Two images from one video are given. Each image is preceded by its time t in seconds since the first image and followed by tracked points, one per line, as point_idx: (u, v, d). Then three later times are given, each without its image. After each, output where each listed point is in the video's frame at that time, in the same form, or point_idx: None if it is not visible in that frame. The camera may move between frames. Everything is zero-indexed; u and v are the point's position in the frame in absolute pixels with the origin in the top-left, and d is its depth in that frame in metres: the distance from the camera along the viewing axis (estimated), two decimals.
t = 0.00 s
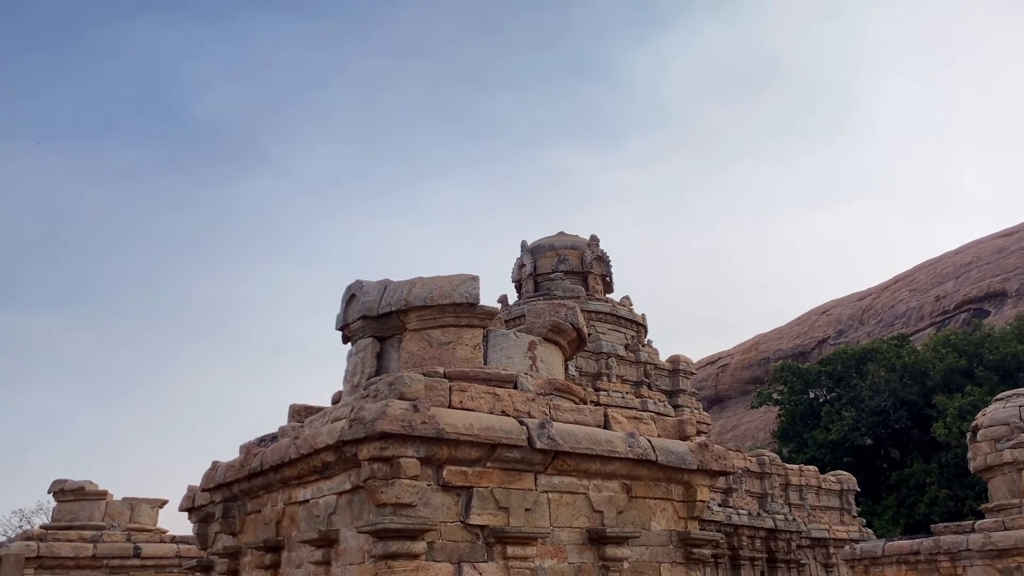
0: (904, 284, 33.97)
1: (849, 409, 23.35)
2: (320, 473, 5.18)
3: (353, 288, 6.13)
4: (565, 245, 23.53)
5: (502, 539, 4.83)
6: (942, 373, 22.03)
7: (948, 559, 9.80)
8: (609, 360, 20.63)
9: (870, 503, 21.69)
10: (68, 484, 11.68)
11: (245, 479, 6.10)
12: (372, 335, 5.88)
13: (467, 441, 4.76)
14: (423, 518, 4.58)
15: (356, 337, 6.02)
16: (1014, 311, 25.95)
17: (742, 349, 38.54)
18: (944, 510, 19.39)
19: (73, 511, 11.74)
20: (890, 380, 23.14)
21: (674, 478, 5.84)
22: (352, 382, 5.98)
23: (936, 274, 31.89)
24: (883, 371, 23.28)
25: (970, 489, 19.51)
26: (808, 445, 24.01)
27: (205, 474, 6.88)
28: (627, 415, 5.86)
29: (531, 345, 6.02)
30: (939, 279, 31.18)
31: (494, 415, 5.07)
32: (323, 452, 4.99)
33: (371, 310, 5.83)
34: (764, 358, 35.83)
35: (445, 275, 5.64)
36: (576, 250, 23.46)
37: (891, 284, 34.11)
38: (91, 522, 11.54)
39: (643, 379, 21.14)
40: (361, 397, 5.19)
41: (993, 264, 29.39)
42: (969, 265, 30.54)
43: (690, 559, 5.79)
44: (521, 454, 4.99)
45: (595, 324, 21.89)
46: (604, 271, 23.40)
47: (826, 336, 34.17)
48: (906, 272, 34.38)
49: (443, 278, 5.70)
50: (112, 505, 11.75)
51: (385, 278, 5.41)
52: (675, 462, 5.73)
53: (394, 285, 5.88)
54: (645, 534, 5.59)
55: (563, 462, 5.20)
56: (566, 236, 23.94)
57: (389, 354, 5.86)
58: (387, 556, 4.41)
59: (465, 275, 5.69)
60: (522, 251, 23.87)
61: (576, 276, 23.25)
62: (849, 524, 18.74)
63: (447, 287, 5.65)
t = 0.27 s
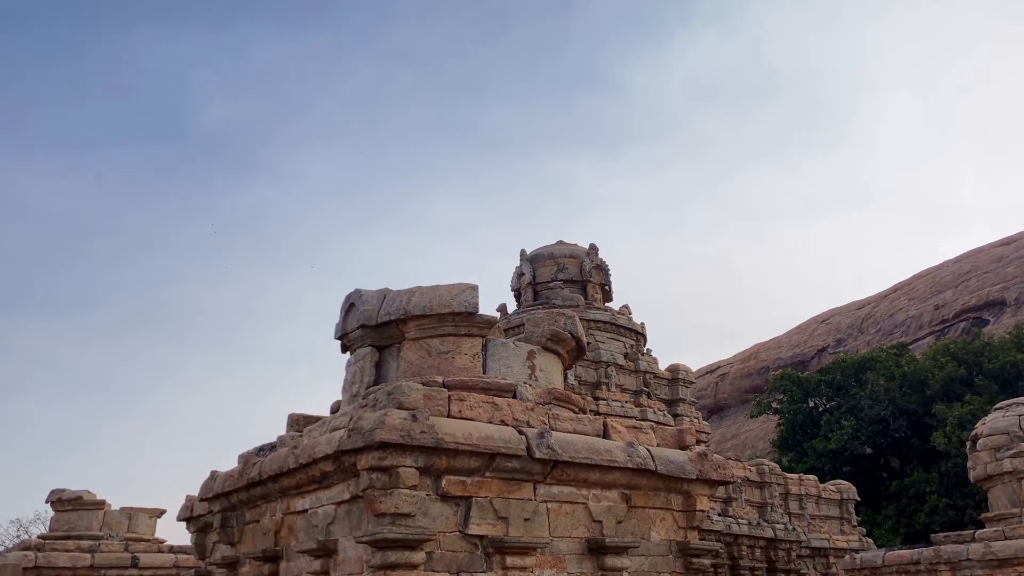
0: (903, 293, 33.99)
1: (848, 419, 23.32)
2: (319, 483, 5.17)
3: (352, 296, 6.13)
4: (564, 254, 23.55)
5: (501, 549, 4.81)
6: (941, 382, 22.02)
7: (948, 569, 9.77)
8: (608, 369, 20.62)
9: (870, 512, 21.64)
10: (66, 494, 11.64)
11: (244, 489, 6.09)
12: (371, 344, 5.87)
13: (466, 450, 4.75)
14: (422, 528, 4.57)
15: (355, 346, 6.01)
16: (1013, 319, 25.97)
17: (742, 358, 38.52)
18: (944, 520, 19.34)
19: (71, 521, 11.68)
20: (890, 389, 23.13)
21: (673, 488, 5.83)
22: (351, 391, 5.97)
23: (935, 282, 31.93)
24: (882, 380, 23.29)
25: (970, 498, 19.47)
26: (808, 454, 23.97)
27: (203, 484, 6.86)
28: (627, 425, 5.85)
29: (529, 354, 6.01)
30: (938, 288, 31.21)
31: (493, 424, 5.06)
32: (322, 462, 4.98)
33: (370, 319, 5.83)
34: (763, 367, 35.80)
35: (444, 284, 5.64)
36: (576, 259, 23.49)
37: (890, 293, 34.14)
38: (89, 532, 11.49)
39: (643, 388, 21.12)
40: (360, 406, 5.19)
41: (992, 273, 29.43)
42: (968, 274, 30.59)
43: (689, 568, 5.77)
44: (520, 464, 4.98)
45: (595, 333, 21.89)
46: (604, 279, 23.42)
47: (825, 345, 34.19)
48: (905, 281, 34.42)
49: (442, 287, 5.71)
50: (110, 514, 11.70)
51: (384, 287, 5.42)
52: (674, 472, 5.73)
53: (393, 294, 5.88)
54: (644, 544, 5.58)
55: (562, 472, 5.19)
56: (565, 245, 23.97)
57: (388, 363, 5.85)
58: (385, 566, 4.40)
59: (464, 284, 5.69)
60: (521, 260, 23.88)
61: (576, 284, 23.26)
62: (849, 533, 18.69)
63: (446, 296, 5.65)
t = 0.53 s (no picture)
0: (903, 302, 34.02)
1: (848, 428, 23.29)
2: (318, 492, 5.16)
3: (351, 306, 6.13)
4: (563, 262, 23.57)
5: (500, 559, 4.80)
6: (941, 391, 22.01)
7: None
8: (608, 378, 20.61)
9: (870, 522, 21.59)
10: (64, 503, 11.60)
11: (242, 499, 6.08)
12: (370, 353, 5.87)
13: (465, 460, 4.75)
14: (420, 537, 4.56)
15: (354, 355, 6.01)
16: (1013, 328, 25.98)
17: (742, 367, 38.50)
18: (945, 529, 19.29)
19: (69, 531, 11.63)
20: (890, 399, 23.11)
21: (673, 497, 5.82)
22: (350, 401, 5.97)
23: (934, 291, 31.94)
24: (881, 389, 23.28)
25: (970, 508, 19.41)
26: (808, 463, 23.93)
27: (202, 494, 6.85)
28: (626, 434, 5.84)
29: (529, 363, 6.01)
30: (937, 297, 31.22)
31: (492, 434, 5.06)
32: (321, 471, 4.97)
33: (369, 328, 5.83)
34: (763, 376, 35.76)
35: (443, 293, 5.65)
36: (575, 268, 23.51)
37: (889, 302, 34.15)
38: (87, 542, 11.44)
39: (642, 397, 21.10)
40: (359, 415, 5.18)
41: (991, 282, 29.44)
42: (967, 282, 30.61)
43: None
44: (519, 473, 4.98)
45: (594, 341, 21.89)
46: (603, 288, 23.42)
47: (825, 354, 34.19)
48: (904, 290, 34.44)
49: (441, 297, 5.71)
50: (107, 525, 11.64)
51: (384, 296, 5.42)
52: (673, 481, 5.72)
53: (392, 303, 5.88)
54: (644, 554, 5.56)
55: (561, 482, 5.18)
56: (564, 253, 24.00)
57: (386, 373, 5.85)
58: None
59: (463, 293, 5.70)
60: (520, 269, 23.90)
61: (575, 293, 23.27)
62: (849, 543, 18.64)
63: (445, 305, 5.66)
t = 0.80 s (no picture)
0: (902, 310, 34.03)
1: (848, 437, 23.26)
2: (316, 502, 5.14)
3: (350, 315, 6.13)
4: (563, 271, 23.57)
5: (499, 569, 4.79)
6: (941, 400, 21.99)
7: None
8: (607, 388, 20.58)
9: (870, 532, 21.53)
10: (62, 513, 11.56)
11: (241, 508, 6.06)
12: (369, 362, 5.86)
13: (463, 469, 4.74)
14: (419, 548, 4.55)
15: (353, 364, 6.01)
16: (1012, 337, 25.97)
17: (741, 375, 38.48)
18: (945, 539, 19.23)
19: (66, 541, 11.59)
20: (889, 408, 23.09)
21: (672, 507, 5.81)
22: (349, 410, 5.96)
23: (933, 300, 31.96)
24: (881, 399, 23.27)
25: (971, 517, 19.36)
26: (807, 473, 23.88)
27: (200, 504, 6.83)
28: (625, 443, 5.84)
29: (528, 372, 6.02)
30: (936, 306, 31.24)
31: (491, 443, 5.05)
32: (319, 481, 4.97)
33: (368, 337, 5.84)
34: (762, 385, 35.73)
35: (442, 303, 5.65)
36: (574, 277, 23.49)
37: (889, 311, 34.15)
38: (85, 552, 11.39)
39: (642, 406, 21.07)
40: (357, 425, 5.17)
41: (989, 291, 29.45)
42: (966, 291, 30.63)
43: None
44: (518, 483, 4.97)
45: (593, 350, 21.86)
46: (602, 297, 23.41)
47: (824, 363, 34.18)
48: (903, 299, 34.46)
49: (440, 306, 5.71)
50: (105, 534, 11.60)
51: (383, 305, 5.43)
52: (672, 491, 5.71)
53: (390, 313, 5.89)
54: (644, 564, 5.55)
55: (560, 491, 5.17)
56: (564, 262, 24.00)
57: (385, 382, 5.84)
58: None
59: (462, 303, 5.70)
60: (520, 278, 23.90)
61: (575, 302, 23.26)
62: (849, 552, 18.57)
63: (444, 315, 5.66)
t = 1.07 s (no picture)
0: (901, 320, 34.05)
1: (847, 446, 23.22)
2: (315, 512, 5.14)
3: (349, 325, 6.13)
4: (562, 280, 23.58)
5: None
6: (940, 409, 21.97)
7: None
8: (607, 397, 20.57)
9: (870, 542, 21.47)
10: (60, 523, 11.54)
11: (239, 519, 6.05)
12: (368, 372, 5.86)
13: (462, 479, 4.74)
14: (417, 558, 4.54)
15: (351, 374, 6.01)
16: (1011, 347, 25.98)
17: (740, 385, 38.46)
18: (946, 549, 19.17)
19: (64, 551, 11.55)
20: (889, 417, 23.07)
21: (671, 517, 5.80)
22: (347, 420, 5.96)
23: (933, 310, 31.97)
24: (880, 408, 23.26)
25: (971, 527, 19.31)
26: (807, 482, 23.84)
27: (198, 514, 6.81)
28: (624, 453, 5.83)
29: (527, 382, 6.02)
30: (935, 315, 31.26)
31: (490, 453, 5.05)
32: (318, 491, 4.96)
33: (366, 347, 5.84)
34: (762, 394, 35.71)
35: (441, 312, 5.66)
36: (573, 286, 23.50)
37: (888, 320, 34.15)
38: (83, 562, 11.35)
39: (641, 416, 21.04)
40: (356, 435, 5.17)
41: (988, 300, 29.47)
42: (964, 300, 30.65)
43: None
44: (517, 493, 4.96)
45: (592, 360, 21.85)
46: (602, 306, 23.42)
47: (823, 372, 34.17)
48: (902, 308, 34.48)
49: (438, 315, 5.72)
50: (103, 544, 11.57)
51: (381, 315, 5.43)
52: (672, 501, 5.70)
53: (389, 322, 5.89)
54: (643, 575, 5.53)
55: (559, 501, 5.16)
56: (563, 272, 24.01)
57: (384, 392, 5.84)
58: None
59: (461, 312, 5.70)
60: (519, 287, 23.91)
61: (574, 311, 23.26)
62: (849, 562, 18.51)
63: (443, 324, 5.66)
